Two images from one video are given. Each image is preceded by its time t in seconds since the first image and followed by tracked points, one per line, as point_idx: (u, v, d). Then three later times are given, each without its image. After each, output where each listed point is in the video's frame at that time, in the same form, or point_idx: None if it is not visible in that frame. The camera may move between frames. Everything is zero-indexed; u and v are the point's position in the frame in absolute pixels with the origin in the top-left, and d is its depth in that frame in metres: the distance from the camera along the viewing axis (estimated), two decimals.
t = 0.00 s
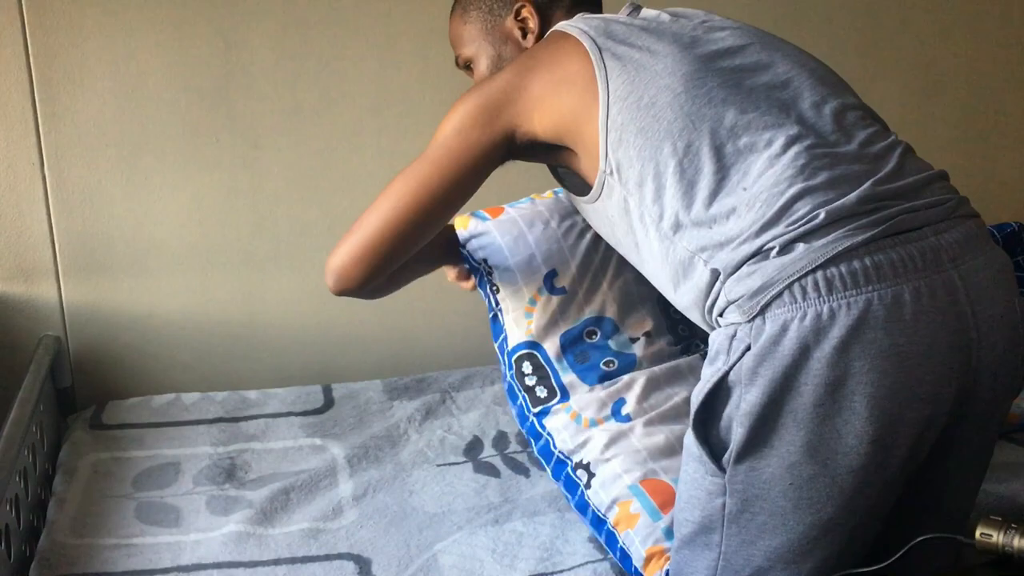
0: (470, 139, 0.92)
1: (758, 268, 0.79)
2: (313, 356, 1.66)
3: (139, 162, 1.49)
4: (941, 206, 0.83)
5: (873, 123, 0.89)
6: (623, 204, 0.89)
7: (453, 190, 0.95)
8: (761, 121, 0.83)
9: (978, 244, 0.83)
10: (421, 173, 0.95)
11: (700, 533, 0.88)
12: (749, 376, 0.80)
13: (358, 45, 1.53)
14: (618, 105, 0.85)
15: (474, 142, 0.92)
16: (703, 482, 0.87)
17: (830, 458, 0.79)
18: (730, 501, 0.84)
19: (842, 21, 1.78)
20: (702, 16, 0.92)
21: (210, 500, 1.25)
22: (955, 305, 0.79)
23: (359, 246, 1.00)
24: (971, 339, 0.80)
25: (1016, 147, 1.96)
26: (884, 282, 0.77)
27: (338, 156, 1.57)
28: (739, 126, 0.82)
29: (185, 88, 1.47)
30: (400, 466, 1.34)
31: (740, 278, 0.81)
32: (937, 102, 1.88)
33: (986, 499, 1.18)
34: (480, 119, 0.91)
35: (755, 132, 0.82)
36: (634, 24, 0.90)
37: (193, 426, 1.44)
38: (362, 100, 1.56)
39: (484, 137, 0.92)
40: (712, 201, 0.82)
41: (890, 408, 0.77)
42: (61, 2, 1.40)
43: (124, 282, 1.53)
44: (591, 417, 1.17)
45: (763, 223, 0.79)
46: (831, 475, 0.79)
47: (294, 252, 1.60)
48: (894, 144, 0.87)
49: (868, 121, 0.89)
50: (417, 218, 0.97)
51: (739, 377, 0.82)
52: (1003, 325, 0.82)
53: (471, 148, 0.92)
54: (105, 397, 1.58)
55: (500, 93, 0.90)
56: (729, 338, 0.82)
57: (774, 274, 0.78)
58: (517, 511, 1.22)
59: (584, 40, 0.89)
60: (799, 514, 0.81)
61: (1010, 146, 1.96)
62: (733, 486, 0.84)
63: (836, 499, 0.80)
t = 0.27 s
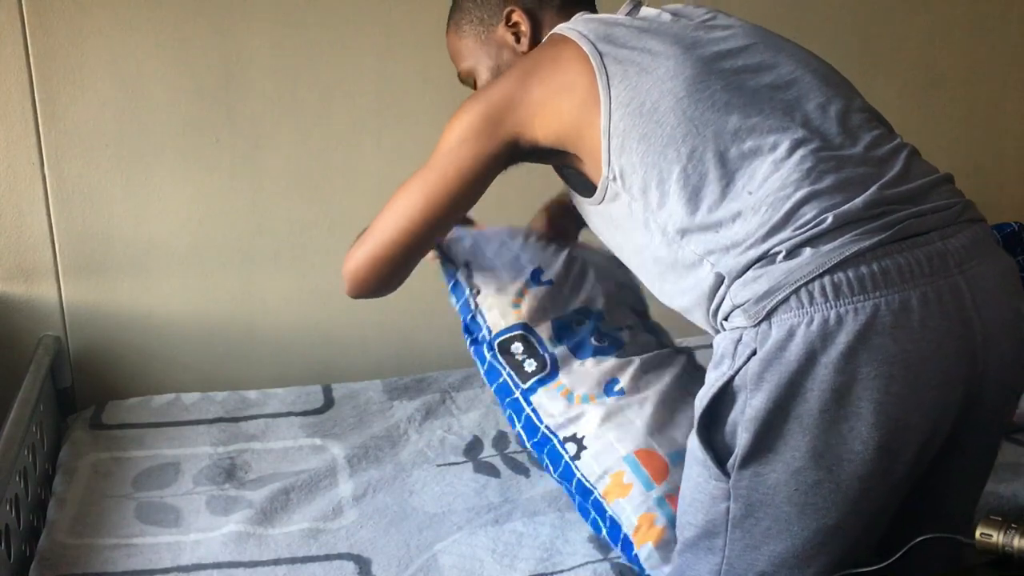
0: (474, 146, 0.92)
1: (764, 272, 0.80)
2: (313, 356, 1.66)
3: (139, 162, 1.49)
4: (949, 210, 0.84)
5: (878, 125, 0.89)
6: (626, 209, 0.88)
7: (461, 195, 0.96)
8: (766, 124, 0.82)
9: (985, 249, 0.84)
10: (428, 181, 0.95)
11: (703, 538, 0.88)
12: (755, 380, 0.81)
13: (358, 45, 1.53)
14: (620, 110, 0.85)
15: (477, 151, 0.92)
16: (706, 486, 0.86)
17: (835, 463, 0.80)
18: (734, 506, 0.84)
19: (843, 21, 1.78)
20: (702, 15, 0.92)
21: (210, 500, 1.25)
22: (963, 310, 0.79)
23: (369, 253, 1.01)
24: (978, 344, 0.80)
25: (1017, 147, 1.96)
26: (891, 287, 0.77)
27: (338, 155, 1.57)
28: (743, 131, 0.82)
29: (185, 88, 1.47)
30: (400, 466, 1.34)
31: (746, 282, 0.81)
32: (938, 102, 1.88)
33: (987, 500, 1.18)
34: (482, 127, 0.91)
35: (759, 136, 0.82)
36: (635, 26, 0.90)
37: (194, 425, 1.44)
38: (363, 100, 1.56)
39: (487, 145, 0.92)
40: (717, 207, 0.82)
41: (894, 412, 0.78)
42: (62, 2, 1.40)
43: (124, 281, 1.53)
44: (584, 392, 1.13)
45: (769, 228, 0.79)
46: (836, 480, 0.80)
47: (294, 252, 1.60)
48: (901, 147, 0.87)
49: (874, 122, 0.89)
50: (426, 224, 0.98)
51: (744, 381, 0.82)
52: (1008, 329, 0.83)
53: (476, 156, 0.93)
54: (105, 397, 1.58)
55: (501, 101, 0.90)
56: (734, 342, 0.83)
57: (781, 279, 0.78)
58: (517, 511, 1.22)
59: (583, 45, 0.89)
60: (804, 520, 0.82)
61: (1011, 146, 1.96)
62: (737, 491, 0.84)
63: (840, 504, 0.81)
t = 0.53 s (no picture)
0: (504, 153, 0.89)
1: (771, 272, 0.80)
2: (314, 357, 1.66)
3: (139, 163, 1.49)
4: (956, 213, 0.84)
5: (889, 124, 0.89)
6: (631, 203, 0.87)
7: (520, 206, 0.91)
8: (778, 124, 0.83)
9: (993, 252, 0.84)
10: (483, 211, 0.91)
11: (699, 532, 0.88)
12: (759, 378, 0.81)
13: (359, 45, 1.53)
14: (638, 101, 0.84)
15: (508, 154, 0.89)
16: (705, 482, 0.86)
17: (836, 463, 0.81)
18: (732, 502, 0.85)
19: (844, 20, 1.78)
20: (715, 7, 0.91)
21: (210, 500, 1.25)
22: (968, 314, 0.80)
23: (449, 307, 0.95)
24: (982, 347, 0.81)
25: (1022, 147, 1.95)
26: (897, 290, 0.78)
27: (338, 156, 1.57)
28: (755, 130, 0.82)
29: (185, 88, 1.47)
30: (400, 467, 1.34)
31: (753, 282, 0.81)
32: (941, 101, 1.88)
33: (991, 502, 1.18)
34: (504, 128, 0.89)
35: (770, 136, 0.82)
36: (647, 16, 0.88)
37: (194, 426, 1.44)
38: (363, 100, 1.56)
39: (516, 146, 0.89)
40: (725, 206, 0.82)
41: (896, 415, 0.79)
42: (62, 2, 1.40)
43: (124, 282, 1.53)
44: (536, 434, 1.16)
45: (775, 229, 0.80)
46: (836, 480, 0.81)
47: (295, 252, 1.59)
48: (910, 148, 0.86)
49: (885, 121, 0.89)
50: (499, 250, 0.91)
51: (746, 379, 0.82)
52: (1014, 331, 0.83)
53: (509, 161, 0.89)
54: (105, 397, 1.58)
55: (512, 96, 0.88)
56: (737, 340, 0.83)
57: (787, 279, 0.79)
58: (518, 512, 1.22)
59: (592, 36, 0.87)
60: (802, 517, 0.83)
61: (1016, 146, 1.95)
62: (736, 487, 0.84)
63: (839, 504, 0.82)
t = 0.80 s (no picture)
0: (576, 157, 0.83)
1: (777, 272, 0.81)
2: (313, 357, 1.66)
3: (139, 162, 1.49)
4: (955, 210, 0.85)
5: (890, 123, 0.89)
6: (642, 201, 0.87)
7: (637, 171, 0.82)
8: (783, 122, 0.83)
9: (992, 248, 0.85)
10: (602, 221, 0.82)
11: (707, 531, 0.88)
12: (766, 377, 0.81)
13: (358, 44, 1.53)
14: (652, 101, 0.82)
15: (582, 153, 0.83)
16: (711, 481, 0.86)
17: (844, 461, 0.81)
18: (739, 501, 0.84)
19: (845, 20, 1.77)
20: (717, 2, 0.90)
21: (210, 500, 1.25)
22: (970, 311, 0.80)
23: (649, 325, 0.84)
24: (985, 344, 0.81)
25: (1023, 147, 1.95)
26: (901, 287, 0.78)
27: (338, 155, 1.57)
28: (760, 128, 0.82)
29: (185, 88, 1.47)
30: (400, 467, 1.33)
31: (760, 281, 0.82)
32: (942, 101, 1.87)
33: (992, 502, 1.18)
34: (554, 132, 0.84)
35: (774, 134, 0.83)
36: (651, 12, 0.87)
37: (194, 425, 1.44)
38: (363, 100, 1.56)
39: (582, 142, 0.83)
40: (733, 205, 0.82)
41: (903, 413, 0.79)
42: (62, 2, 1.40)
43: (124, 281, 1.53)
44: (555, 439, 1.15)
45: (780, 228, 0.81)
46: (844, 478, 0.82)
47: (294, 251, 1.59)
48: (910, 146, 0.87)
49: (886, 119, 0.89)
50: (657, 252, 0.82)
51: (754, 378, 0.82)
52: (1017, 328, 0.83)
53: (582, 161, 0.83)
54: (105, 397, 1.58)
55: (536, 102, 0.84)
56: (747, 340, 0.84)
57: (793, 278, 0.80)
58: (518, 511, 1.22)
59: (595, 39, 0.85)
60: (809, 514, 0.83)
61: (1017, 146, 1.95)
62: (743, 487, 0.84)
63: (847, 501, 0.82)
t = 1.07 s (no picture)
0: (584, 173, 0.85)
1: (811, 284, 0.81)
2: (313, 357, 1.66)
3: (139, 163, 1.49)
4: (992, 228, 0.85)
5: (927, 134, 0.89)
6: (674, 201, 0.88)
7: (633, 219, 0.85)
8: (823, 134, 0.83)
9: None
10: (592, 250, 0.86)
11: (719, 537, 0.88)
12: (796, 389, 0.82)
13: (359, 44, 1.53)
14: (695, 96, 0.83)
15: (589, 141, 0.85)
16: (730, 487, 0.86)
17: (867, 478, 0.82)
18: (757, 510, 0.85)
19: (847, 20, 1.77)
20: None
21: (210, 500, 1.25)
22: (1005, 332, 0.80)
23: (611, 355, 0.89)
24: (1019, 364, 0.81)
25: None
26: (937, 307, 0.79)
27: (338, 155, 1.57)
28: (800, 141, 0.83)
29: (185, 88, 1.47)
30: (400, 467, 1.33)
31: (792, 292, 0.82)
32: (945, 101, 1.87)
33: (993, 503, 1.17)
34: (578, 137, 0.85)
35: (814, 148, 0.83)
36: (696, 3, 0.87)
37: (194, 425, 1.44)
38: (363, 100, 1.56)
39: (592, 128, 0.85)
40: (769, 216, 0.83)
41: (931, 434, 0.80)
42: (62, 2, 1.40)
43: (124, 281, 1.53)
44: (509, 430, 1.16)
45: (816, 241, 0.81)
46: (867, 494, 0.82)
47: (294, 251, 1.59)
48: (949, 158, 0.87)
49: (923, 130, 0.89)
50: (632, 253, 0.85)
51: (783, 389, 0.83)
52: None
53: (593, 149, 0.85)
54: (105, 397, 1.58)
55: (568, 100, 0.85)
56: (773, 350, 0.84)
57: (829, 292, 0.80)
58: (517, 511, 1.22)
59: (630, 19, 0.85)
60: (827, 528, 0.84)
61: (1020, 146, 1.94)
62: (762, 497, 0.84)
63: (869, 517, 0.83)
